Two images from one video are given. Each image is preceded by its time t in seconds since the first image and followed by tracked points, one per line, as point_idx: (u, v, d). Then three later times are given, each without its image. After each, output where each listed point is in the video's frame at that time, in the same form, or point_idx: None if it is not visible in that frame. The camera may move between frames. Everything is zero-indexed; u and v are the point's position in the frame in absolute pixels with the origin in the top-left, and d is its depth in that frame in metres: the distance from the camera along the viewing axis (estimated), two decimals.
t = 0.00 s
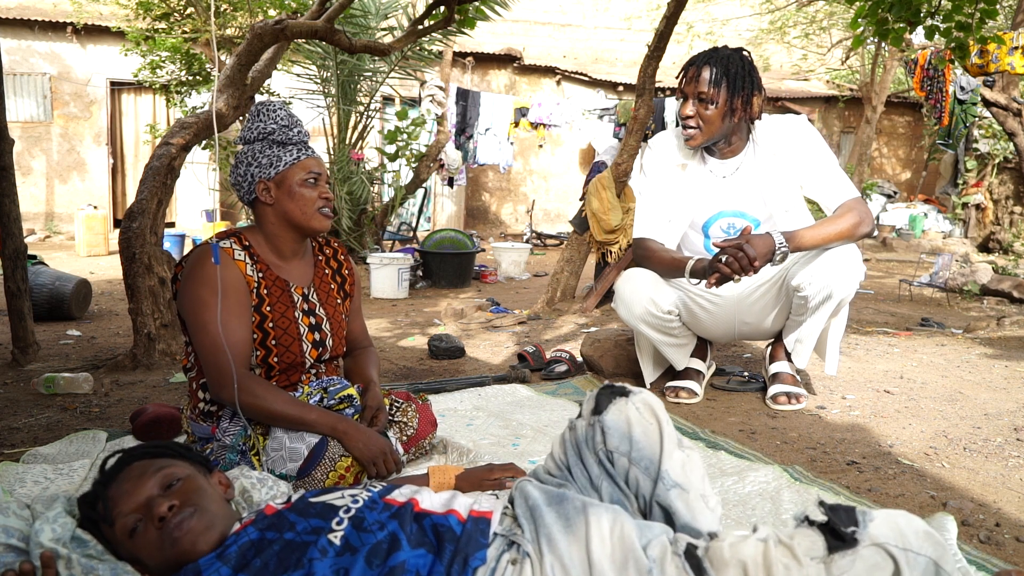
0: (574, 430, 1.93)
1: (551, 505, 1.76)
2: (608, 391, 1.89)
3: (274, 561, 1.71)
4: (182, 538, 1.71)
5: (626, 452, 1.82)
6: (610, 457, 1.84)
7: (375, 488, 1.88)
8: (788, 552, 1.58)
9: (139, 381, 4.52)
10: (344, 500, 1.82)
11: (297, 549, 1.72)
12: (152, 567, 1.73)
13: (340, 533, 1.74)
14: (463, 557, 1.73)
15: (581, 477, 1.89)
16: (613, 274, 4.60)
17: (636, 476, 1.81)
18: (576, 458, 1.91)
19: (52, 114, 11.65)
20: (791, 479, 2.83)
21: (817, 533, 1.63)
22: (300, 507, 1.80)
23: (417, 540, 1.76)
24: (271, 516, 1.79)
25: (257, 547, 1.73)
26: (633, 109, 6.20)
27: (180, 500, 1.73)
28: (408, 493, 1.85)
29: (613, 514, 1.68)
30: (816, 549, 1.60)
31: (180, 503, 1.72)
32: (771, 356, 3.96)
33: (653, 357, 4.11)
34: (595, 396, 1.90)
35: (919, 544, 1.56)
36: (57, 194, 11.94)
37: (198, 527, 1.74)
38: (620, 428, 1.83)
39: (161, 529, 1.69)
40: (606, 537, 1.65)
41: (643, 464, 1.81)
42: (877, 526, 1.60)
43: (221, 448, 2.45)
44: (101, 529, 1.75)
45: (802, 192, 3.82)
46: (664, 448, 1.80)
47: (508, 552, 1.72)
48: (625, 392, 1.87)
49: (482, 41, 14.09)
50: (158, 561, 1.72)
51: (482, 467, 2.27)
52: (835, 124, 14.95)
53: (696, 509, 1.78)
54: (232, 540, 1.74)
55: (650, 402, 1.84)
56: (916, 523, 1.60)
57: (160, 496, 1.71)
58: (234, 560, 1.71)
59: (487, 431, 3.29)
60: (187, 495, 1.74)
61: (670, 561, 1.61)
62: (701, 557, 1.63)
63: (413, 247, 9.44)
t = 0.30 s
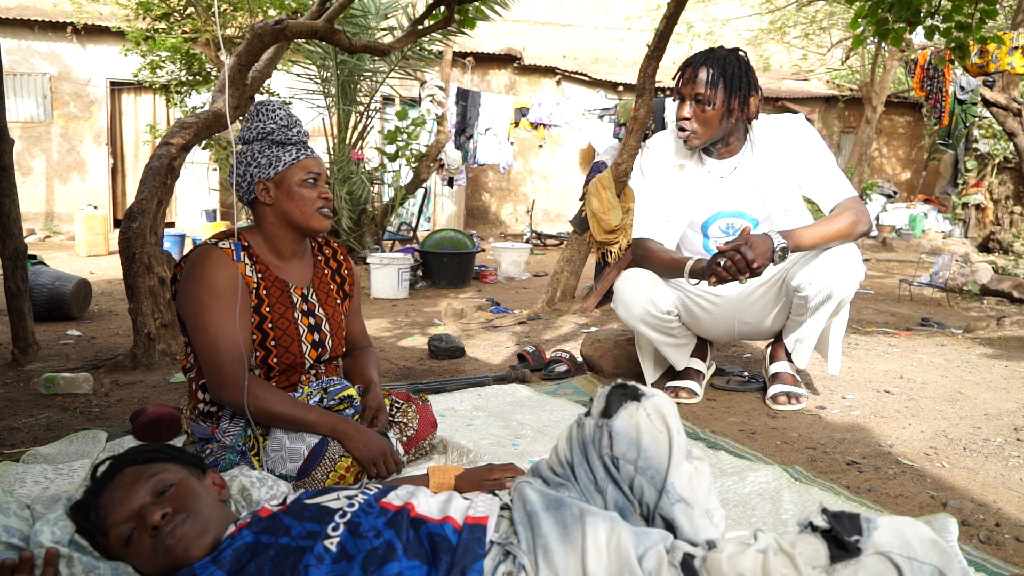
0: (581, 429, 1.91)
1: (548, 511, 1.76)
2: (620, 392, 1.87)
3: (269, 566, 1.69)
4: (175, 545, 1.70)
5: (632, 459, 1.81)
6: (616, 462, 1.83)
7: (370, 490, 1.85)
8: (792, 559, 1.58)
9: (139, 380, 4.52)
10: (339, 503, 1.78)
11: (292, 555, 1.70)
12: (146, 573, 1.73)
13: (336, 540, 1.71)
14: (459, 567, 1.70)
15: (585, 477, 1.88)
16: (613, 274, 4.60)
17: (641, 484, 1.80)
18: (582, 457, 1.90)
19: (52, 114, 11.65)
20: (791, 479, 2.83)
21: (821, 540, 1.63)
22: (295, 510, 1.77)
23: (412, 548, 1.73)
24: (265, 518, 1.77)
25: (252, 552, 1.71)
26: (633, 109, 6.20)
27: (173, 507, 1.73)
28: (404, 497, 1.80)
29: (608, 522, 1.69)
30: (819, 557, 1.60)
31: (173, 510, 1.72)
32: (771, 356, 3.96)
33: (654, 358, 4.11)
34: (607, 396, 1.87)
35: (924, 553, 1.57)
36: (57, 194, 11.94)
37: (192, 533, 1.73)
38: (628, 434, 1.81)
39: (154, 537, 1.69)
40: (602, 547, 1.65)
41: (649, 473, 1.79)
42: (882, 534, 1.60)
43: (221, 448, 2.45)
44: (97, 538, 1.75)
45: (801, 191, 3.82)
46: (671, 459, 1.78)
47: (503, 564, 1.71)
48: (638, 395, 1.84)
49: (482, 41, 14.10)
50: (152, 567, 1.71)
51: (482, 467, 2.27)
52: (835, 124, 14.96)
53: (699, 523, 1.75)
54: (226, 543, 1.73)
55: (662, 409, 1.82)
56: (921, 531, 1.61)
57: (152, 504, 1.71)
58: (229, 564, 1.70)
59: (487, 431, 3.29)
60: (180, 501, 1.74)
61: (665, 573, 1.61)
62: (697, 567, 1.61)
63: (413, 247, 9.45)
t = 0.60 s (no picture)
0: (589, 424, 1.91)
1: (548, 510, 1.76)
2: (631, 388, 1.85)
3: (269, 567, 1.69)
4: (173, 553, 1.69)
5: (638, 458, 1.79)
6: (621, 460, 1.82)
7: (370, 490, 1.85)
8: (787, 553, 1.57)
9: (139, 380, 4.52)
10: (339, 504, 1.77)
11: (293, 558, 1.69)
12: None
13: (338, 543, 1.71)
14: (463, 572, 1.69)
15: (590, 472, 1.88)
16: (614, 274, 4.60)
17: (645, 482, 1.79)
18: (588, 451, 1.89)
19: (52, 114, 11.65)
20: (792, 479, 2.83)
21: (816, 531, 1.61)
22: (296, 511, 1.76)
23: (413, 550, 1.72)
24: (265, 519, 1.76)
25: (253, 554, 1.71)
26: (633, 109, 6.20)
27: (169, 513, 1.71)
28: (404, 498, 1.80)
29: (606, 525, 1.68)
30: (814, 549, 1.58)
31: (169, 517, 1.71)
32: (771, 356, 3.96)
33: (653, 357, 4.11)
34: (617, 393, 1.86)
35: (919, 544, 1.56)
36: (57, 194, 11.94)
37: (190, 540, 1.72)
38: (635, 433, 1.80)
39: (151, 545, 1.67)
40: (599, 550, 1.65)
41: (655, 472, 1.78)
42: (876, 525, 1.58)
43: (221, 448, 2.45)
44: (92, 547, 1.73)
45: (801, 192, 3.82)
46: (678, 459, 1.77)
47: (503, 567, 1.71)
48: (649, 394, 1.83)
49: (482, 41, 14.10)
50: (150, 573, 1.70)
51: (482, 468, 2.27)
52: (835, 124, 14.96)
53: (703, 526, 1.75)
54: (226, 546, 1.73)
55: (672, 408, 1.80)
56: (916, 522, 1.59)
57: (147, 512, 1.70)
58: (230, 566, 1.70)
59: (487, 431, 3.29)
60: (175, 507, 1.73)
61: (659, 574, 1.60)
62: (692, 566, 1.61)
63: (413, 247, 9.45)
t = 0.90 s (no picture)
0: (596, 420, 1.87)
1: (540, 507, 1.75)
2: (644, 389, 1.82)
3: (272, 569, 1.68)
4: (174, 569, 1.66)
5: (648, 461, 1.77)
6: (630, 460, 1.79)
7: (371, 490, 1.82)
8: (760, 524, 1.55)
9: (139, 381, 4.52)
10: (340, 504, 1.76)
11: (296, 559, 1.68)
12: None
13: (343, 545, 1.70)
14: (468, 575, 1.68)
15: (591, 466, 1.86)
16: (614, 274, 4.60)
17: (654, 484, 1.76)
18: (593, 444, 1.87)
19: (52, 114, 11.65)
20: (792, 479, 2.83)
21: (789, 496, 1.58)
22: (295, 511, 1.75)
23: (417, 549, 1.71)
24: (264, 521, 1.75)
25: (256, 557, 1.70)
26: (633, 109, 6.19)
27: (165, 527, 1.68)
28: (404, 493, 1.79)
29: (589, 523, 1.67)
30: (789, 516, 1.55)
31: (164, 530, 1.68)
32: (771, 356, 3.96)
33: (653, 357, 4.11)
34: (630, 391, 1.82)
35: (895, 496, 1.52)
36: (57, 194, 11.94)
37: (187, 551, 1.70)
38: (646, 434, 1.76)
39: (149, 561, 1.65)
40: (578, 549, 1.64)
41: (663, 474, 1.75)
42: (849, 483, 1.55)
43: (221, 448, 2.45)
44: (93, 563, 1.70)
45: (802, 192, 3.82)
46: (688, 463, 1.74)
47: (500, 565, 1.71)
48: (662, 395, 1.80)
49: (482, 41, 14.10)
50: None
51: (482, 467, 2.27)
52: (835, 124, 14.95)
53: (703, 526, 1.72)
54: (226, 549, 1.71)
55: (685, 412, 1.78)
56: (891, 474, 1.55)
57: (141, 526, 1.67)
58: (231, 569, 1.68)
59: (487, 431, 3.29)
60: (170, 520, 1.70)
61: (632, 569, 1.59)
62: (662, 553, 1.59)
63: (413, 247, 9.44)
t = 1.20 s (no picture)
0: (595, 430, 1.67)
1: (516, 522, 1.60)
2: (649, 402, 1.61)
3: None
4: None
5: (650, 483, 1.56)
6: (631, 475, 1.59)
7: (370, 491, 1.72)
8: (668, 544, 1.36)
9: (139, 380, 4.52)
10: (340, 507, 1.70)
11: (297, 566, 1.62)
12: None
13: (346, 554, 1.62)
14: None
15: (591, 473, 1.65)
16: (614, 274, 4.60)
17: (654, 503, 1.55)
18: (594, 450, 1.67)
19: (52, 114, 11.65)
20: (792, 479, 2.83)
21: (704, 513, 1.40)
22: (293, 515, 1.69)
23: (418, 555, 1.65)
24: (261, 526, 1.68)
25: (256, 565, 1.63)
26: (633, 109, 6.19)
27: (156, 542, 1.60)
28: (402, 494, 1.71)
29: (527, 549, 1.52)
30: (704, 533, 1.37)
31: (155, 544, 1.59)
32: (771, 356, 3.96)
33: (653, 357, 4.10)
34: (634, 404, 1.62)
35: (820, 509, 1.36)
36: (57, 194, 11.93)
37: (181, 564, 1.61)
38: (648, 450, 1.56)
39: None
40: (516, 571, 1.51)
41: (666, 493, 1.53)
42: (770, 496, 1.38)
43: (221, 448, 2.46)
44: None
45: (803, 192, 3.82)
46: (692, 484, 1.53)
47: None
48: (669, 410, 1.60)
49: (482, 41, 14.10)
50: None
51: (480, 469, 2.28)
52: (835, 124, 14.96)
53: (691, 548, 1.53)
54: (223, 556, 1.64)
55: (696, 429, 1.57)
56: (818, 483, 1.39)
57: (131, 541, 1.58)
58: None
59: (487, 431, 3.29)
60: (160, 533, 1.61)
61: None
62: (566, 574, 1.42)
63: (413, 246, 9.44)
